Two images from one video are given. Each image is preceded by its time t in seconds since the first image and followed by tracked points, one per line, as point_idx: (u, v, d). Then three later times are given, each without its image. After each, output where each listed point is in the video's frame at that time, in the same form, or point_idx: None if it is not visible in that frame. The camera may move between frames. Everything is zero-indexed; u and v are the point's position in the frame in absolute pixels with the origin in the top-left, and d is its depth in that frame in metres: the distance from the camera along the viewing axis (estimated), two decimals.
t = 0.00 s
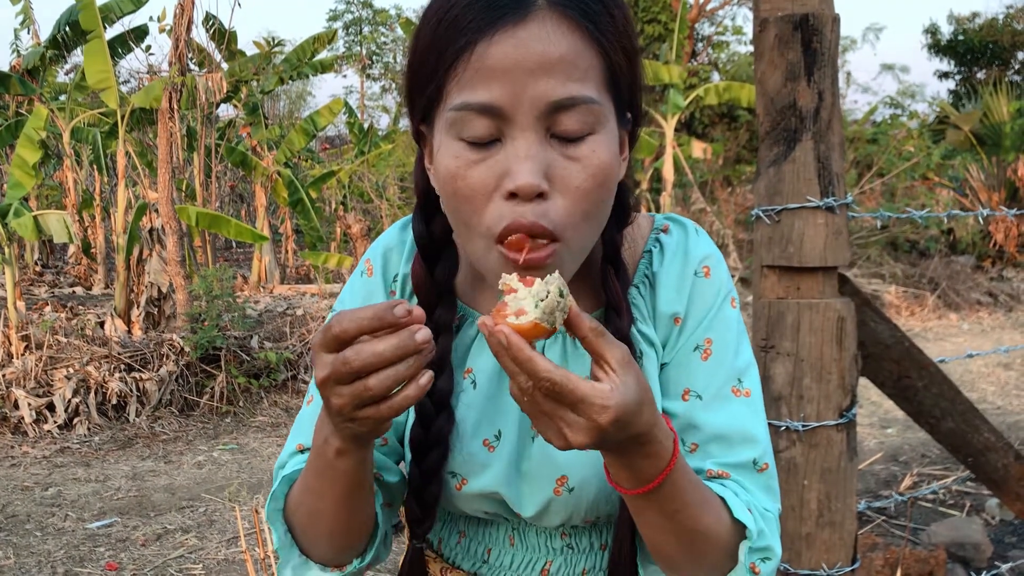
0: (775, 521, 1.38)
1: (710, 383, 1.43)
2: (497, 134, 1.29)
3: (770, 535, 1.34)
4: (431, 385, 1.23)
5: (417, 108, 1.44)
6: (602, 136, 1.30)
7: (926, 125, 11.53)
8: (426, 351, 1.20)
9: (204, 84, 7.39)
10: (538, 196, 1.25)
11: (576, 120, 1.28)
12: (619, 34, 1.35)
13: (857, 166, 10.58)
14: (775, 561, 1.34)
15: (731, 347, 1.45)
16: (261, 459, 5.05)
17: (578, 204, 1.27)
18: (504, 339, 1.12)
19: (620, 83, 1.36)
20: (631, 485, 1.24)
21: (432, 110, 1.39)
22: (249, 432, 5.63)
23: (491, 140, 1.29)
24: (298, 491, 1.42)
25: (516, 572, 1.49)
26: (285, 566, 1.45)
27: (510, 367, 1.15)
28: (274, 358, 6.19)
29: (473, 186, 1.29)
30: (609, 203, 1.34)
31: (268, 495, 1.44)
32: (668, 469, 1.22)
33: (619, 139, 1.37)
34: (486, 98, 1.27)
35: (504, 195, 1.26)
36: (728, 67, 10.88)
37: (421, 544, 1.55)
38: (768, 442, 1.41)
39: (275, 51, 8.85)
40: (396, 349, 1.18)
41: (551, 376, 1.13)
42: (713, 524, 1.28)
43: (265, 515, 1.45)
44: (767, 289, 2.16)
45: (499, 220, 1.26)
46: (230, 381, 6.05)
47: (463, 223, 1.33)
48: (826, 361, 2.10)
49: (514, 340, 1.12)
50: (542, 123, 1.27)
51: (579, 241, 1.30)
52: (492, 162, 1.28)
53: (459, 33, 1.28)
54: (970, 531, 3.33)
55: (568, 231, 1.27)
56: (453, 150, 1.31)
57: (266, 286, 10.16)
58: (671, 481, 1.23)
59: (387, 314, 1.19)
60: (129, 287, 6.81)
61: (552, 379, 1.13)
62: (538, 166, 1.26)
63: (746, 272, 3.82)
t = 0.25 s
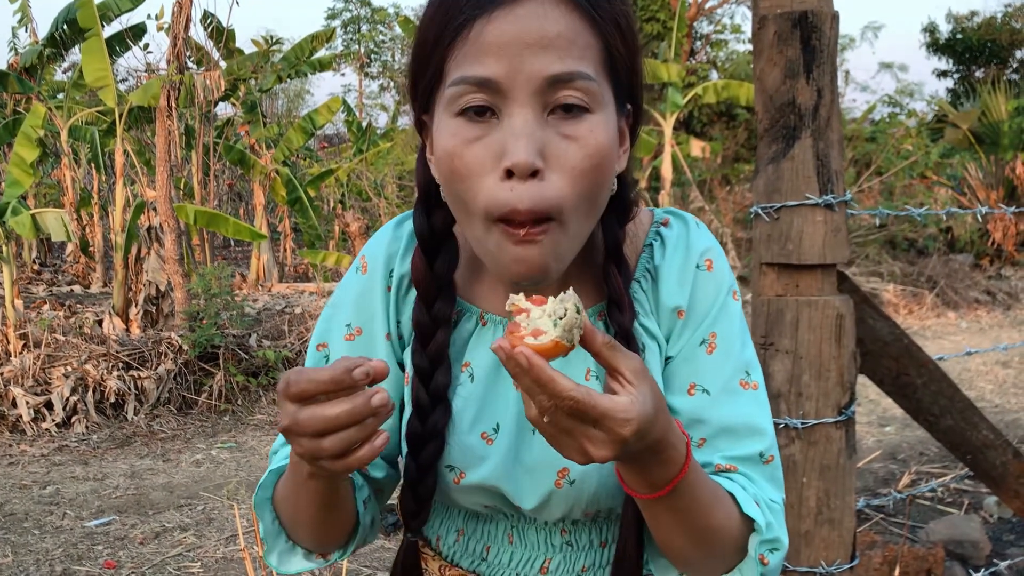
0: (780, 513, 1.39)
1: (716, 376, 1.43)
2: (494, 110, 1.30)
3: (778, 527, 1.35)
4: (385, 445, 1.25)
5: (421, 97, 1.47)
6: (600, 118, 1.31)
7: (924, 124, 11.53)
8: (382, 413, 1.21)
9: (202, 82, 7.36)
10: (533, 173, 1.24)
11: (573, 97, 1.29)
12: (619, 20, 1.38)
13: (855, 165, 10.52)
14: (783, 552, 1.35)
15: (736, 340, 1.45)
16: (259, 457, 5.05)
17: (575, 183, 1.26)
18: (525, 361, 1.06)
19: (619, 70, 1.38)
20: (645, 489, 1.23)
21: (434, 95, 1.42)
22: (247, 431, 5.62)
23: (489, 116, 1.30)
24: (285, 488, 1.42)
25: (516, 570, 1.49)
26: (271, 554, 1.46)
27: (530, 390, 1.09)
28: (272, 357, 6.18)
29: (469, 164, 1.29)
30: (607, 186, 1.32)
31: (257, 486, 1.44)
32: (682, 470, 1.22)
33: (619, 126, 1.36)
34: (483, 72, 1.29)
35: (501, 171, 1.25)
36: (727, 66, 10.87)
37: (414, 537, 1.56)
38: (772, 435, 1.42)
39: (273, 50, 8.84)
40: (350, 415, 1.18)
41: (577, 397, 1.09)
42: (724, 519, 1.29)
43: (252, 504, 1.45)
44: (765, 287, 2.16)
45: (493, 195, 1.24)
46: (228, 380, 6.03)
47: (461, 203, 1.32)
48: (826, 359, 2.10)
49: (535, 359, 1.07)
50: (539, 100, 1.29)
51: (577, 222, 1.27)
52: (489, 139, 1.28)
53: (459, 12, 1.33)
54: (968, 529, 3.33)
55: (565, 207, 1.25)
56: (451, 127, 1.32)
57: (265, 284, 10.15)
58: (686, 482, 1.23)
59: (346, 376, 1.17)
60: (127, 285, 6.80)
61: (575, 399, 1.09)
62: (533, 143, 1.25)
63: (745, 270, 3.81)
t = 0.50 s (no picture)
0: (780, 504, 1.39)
1: (720, 367, 1.43)
2: (493, 102, 1.30)
3: (778, 518, 1.36)
4: (361, 460, 1.26)
5: (426, 87, 1.48)
6: (598, 111, 1.30)
7: (923, 122, 11.53)
8: (358, 428, 1.22)
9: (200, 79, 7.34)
10: (530, 165, 1.22)
11: (570, 89, 1.29)
12: (620, 14, 1.39)
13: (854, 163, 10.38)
14: (783, 542, 1.37)
15: (738, 330, 1.46)
16: (258, 455, 5.04)
17: (571, 176, 1.25)
18: (531, 378, 1.05)
19: (619, 64, 1.38)
20: (648, 489, 1.23)
21: (437, 84, 1.44)
22: (246, 429, 5.62)
23: (486, 107, 1.31)
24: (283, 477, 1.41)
25: (513, 564, 1.49)
26: (273, 539, 1.45)
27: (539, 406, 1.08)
28: (271, 355, 6.17)
29: (466, 155, 1.29)
30: (605, 179, 1.31)
31: (259, 473, 1.43)
32: (685, 470, 1.21)
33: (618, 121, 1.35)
34: (482, 64, 1.29)
35: (497, 164, 1.24)
36: (726, 64, 10.87)
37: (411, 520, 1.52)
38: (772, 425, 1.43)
39: (271, 47, 8.82)
40: (324, 431, 1.20)
41: (588, 409, 1.08)
42: (727, 514, 1.29)
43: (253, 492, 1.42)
44: (765, 283, 2.16)
45: (489, 186, 1.24)
46: (226, 377, 6.02)
47: (458, 193, 1.32)
48: (825, 356, 2.10)
49: (543, 375, 1.06)
50: (536, 92, 1.28)
51: (574, 215, 1.26)
52: (486, 132, 1.28)
53: (460, 5, 1.34)
54: (966, 527, 3.34)
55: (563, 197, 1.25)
56: (449, 118, 1.32)
57: (263, 282, 10.13)
58: (689, 482, 1.23)
59: (322, 393, 1.18)
60: (125, 283, 6.78)
61: (586, 411, 1.08)
62: (529, 136, 1.24)
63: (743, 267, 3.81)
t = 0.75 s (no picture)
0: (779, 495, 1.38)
1: (720, 357, 1.42)
2: (491, 87, 1.31)
3: (777, 508, 1.35)
4: (361, 460, 1.25)
5: (428, 73, 1.49)
6: (595, 96, 1.30)
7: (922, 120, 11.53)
8: (358, 427, 1.21)
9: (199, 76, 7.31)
10: (526, 147, 1.24)
11: (568, 75, 1.29)
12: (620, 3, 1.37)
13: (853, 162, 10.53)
14: (781, 532, 1.35)
15: (737, 321, 1.45)
16: (256, 453, 5.04)
17: (567, 159, 1.26)
18: (556, 395, 1.04)
19: (618, 52, 1.38)
20: (651, 491, 1.24)
21: (437, 69, 1.44)
22: (244, 426, 5.62)
23: (485, 92, 1.31)
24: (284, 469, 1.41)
25: (511, 556, 1.48)
26: (274, 532, 1.46)
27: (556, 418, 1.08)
28: (269, 352, 6.17)
29: (466, 137, 1.30)
30: (601, 163, 1.33)
31: (260, 466, 1.43)
32: (689, 469, 1.22)
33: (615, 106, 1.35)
34: (481, 49, 1.30)
35: (494, 146, 1.26)
36: (725, 62, 10.86)
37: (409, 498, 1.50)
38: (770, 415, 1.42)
39: (270, 45, 8.81)
40: (324, 430, 1.19)
41: (609, 420, 1.08)
42: (726, 507, 1.29)
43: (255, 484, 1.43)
44: (764, 280, 2.16)
45: (488, 169, 1.26)
46: (225, 375, 6.01)
47: (458, 176, 1.34)
48: (824, 352, 2.09)
49: (568, 391, 1.05)
50: (533, 78, 1.29)
51: (570, 197, 1.28)
52: (484, 115, 1.29)
53: None
54: (965, 524, 3.33)
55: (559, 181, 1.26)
56: (450, 102, 1.33)
57: (261, 280, 10.12)
58: (692, 479, 1.23)
59: (324, 391, 1.18)
60: (123, 280, 6.77)
61: (610, 423, 1.08)
62: (526, 119, 1.26)
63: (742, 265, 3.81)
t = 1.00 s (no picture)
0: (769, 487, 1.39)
1: (715, 347, 1.42)
2: (486, 71, 1.32)
3: (768, 501, 1.35)
4: (366, 461, 1.25)
5: (429, 61, 1.50)
6: (587, 81, 1.31)
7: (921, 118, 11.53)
8: (364, 428, 1.20)
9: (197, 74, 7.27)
10: (517, 128, 1.26)
11: (559, 59, 1.30)
12: None
13: (851, 159, 10.53)
14: (772, 524, 1.35)
15: (731, 314, 1.45)
16: (255, 450, 5.04)
17: (557, 140, 1.28)
18: (560, 403, 1.05)
19: (612, 39, 1.38)
20: (648, 494, 1.24)
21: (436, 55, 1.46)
22: (243, 424, 5.62)
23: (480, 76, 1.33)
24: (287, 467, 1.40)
25: (508, 547, 1.47)
26: (276, 529, 1.45)
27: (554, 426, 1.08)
28: (268, 350, 6.17)
29: (461, 119, 1.32)
30: (593, 147, 1.34)
31: (262, 463, 1.42)
32: (685, 471, 1.22)
33: (607, 91, 1.37)
34: (475, 34, 1.31)
35: (487, 127, 1.28)
36: (724, 60, 10.85)
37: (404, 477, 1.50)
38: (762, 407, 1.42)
39: (268, 42, 8.80)
40: (331, 431, 1.19)
41: (612, 430, 1.08)
42: (719, 500, 1.29)
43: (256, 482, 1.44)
44: (762, 278, 2.15)
45: (482, 149, 1.27)
46: (223, 373, 6.01)
47: (454, 158, 1.35)
48: (822, 350, 2.09)
49: (572, 400, 1.06)
50: (526, 61, 1.30)
51: (560, 177, 1.29)
52: (478, 97, 1.31)
53: None
54: (963, 522, 3.34)
55: (548, 163, 1.27)
56: (446, 85, 1.35)
57: (260, 278, 10.12)
58: (688, 480, 1.24)
59: (332, 393, 1.18)
60: (122, 278, 6.77)
61: (612, 431, 1.08)
62: (517, 100, 1.27)
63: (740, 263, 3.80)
